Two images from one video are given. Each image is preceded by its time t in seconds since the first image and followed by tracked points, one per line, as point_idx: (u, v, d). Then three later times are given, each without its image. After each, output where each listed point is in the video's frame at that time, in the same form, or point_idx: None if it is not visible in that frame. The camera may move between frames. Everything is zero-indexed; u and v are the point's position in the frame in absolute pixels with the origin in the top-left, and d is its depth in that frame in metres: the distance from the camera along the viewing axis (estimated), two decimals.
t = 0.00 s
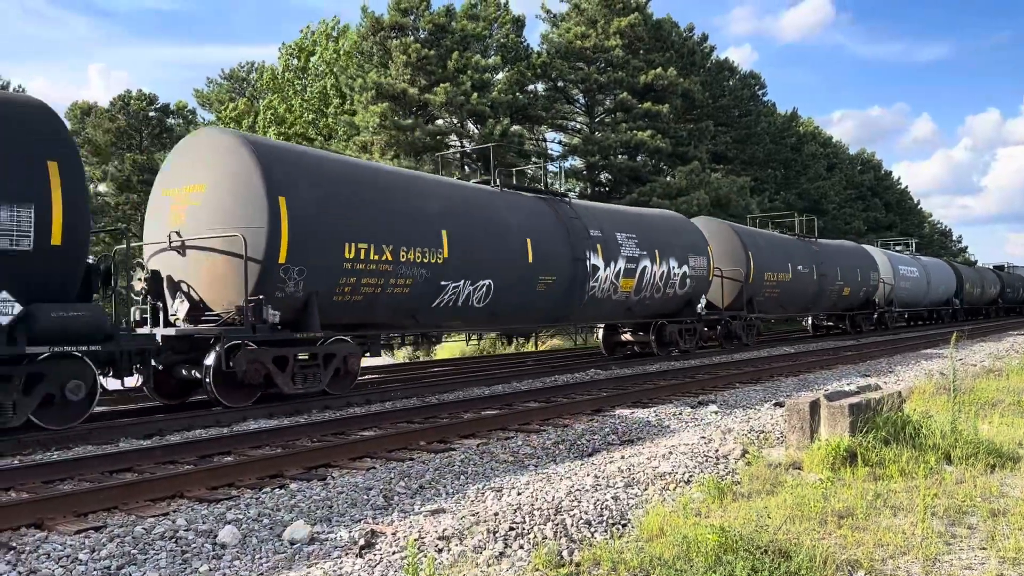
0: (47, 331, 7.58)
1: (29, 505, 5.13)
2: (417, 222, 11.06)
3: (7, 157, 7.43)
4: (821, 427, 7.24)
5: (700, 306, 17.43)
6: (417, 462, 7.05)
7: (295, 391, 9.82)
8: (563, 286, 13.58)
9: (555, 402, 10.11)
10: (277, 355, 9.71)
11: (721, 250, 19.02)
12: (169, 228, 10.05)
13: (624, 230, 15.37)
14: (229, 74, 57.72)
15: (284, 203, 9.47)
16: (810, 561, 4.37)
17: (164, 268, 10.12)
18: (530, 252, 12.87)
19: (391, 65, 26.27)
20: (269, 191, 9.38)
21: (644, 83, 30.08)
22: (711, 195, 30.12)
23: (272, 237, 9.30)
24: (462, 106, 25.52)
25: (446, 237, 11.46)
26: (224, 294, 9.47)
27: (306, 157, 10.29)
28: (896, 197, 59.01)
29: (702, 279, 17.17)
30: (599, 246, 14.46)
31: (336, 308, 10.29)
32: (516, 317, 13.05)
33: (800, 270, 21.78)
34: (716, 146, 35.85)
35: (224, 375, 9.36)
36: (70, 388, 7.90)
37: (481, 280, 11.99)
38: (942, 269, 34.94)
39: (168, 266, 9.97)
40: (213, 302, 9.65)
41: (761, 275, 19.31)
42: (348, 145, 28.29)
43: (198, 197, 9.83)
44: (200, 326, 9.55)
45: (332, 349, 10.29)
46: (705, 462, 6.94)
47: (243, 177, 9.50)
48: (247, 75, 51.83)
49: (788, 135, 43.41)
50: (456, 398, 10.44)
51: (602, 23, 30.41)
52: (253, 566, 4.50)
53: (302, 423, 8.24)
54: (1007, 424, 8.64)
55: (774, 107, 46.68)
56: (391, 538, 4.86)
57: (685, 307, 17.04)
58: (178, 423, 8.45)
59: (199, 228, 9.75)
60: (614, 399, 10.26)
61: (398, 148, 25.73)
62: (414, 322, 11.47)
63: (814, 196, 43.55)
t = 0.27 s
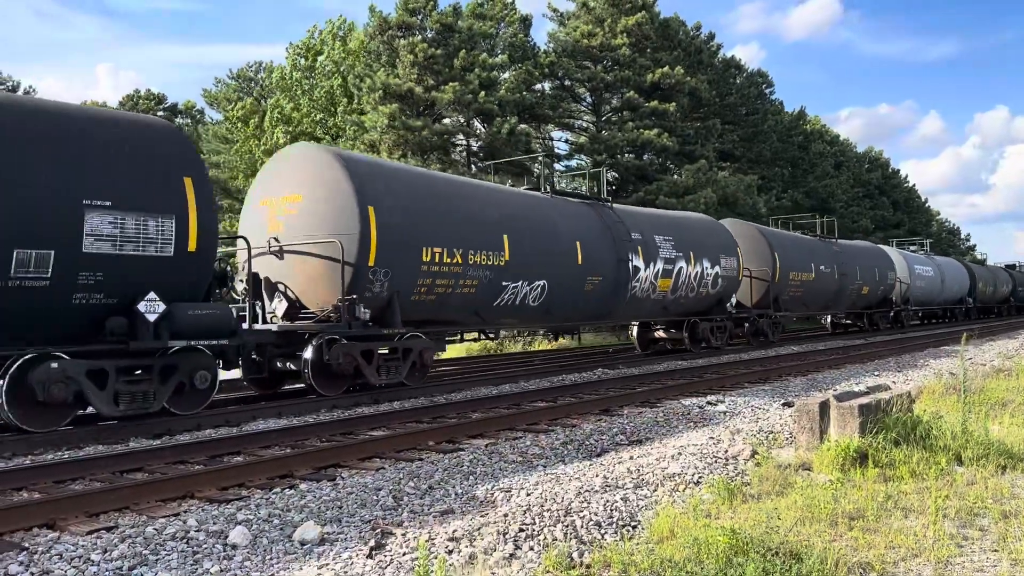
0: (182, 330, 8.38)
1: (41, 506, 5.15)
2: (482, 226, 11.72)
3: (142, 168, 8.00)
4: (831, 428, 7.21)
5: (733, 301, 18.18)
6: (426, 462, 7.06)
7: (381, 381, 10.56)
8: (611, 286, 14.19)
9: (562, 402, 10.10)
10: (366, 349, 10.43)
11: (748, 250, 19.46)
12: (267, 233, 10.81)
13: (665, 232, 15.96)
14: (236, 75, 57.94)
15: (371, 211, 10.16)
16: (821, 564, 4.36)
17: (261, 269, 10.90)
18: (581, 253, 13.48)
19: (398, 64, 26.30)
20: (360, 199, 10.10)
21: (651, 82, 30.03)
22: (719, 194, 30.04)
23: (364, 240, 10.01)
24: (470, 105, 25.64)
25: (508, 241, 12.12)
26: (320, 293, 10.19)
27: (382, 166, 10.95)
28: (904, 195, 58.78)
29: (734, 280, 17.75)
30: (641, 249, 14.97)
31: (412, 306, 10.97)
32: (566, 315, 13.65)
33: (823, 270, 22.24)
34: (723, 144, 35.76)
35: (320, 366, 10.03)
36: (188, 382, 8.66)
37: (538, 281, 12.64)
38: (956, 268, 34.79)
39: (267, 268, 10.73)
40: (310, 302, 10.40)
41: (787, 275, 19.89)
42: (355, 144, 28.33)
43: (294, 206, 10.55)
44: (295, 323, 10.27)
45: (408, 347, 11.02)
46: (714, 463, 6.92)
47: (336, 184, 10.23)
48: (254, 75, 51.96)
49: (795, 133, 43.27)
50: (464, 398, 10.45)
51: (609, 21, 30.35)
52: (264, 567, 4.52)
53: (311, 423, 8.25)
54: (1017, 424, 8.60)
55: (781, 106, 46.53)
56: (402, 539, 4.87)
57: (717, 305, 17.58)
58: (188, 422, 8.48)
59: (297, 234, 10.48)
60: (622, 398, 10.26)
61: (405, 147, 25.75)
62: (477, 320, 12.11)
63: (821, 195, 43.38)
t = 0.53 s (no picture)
0: (287, 324, 9.57)
1: (49, 502, 5.22)
2: (532, 231, 12.83)
3: (256, 183, 9.18)
4: (832, 426, 7.26)
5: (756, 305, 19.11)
6: (429, 460, 7.12)
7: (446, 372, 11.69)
8: (645, 286, 15.28)
9: (565, 401, 10.15)
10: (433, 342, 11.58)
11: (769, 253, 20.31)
12: (343, 239, 12.00)
13: (693, 235, 17.00)
14: (238, 73, 58.04)
15: (441, 218, 11.35)
16: (821, 560, 4.41)
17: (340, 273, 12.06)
18: (620, 255, 14.61)
19: (400, 63, 26.33)
20: (429, 207, 11.26)
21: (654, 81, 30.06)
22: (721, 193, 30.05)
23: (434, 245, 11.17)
24: (473, 104, 25.64)
25: (555, 243, 13.23)
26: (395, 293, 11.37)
27: (446, 177, 12.13)
28: (907, 194, 58.74)
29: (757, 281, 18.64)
30: (672, 251, 16.03)
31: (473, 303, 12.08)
32: (605, 313, 14.73)
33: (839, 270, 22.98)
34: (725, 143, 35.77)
35: (393, 359, 11.21)
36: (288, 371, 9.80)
37: (583, 281, 13.76)
38: (963, 268, 34.82)
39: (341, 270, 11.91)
40: (383, 300, 11.58)
41: (804, 275, 20.77)
42: (358, 143, 28.36)
43: (369, 213, 11.74)
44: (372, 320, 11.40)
45: (470, 341, 12.10)
46: (715, 461, 6.97)
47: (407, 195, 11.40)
48: (257, 73, 52.00)
49: (798, 132, 43.27)
50: (467, 396, 10.51)
51: (612, 20, 30.35)
52: (271, 562, 4.57)
53: (315, 421, 8.32)
54: (1017, 423, 8.64)
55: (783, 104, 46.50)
56: (406, 535, 4.93)
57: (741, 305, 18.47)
58: (193, 420, 8.55)
59: (371, 238, 11.66)
60: (624, 397, 10.31)
61: (408, 147, 25.78)
62: (528, 316, 13.21)
63: (824, 194, 43.40)
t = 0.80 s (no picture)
0: (377, 316, 10.64)
1: (51, 495, 5.27)
2: (578, 232, 13.68)
3: (351, 192, 10.19)
4: (827, 422, 7.31)
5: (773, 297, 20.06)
6: (428, 454, 7.18)
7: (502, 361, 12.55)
8: (677, 282, 16.14)
9: (563, 396, 10.22)
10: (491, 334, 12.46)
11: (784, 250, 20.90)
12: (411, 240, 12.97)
13: (720, 233, 17.83)
14: (237, 67, 57.99)
15: (501, 221, 12.22)
16: (814, 553, 4.47)
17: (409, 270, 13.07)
18: (655, 254, 15.43)
19: (400, 58, 26.31)
20: (492, 211, 12.16)
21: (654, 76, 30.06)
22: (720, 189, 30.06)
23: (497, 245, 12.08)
24: (473, 100, 25.63)
25: (598, 243, 14.05)
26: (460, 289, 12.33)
27: (500, 182, 12.95)
28: (906, 190, 58.75)
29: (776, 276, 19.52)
30: (701, 249, 16.79)
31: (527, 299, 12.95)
32: (642, 308, 15.61)
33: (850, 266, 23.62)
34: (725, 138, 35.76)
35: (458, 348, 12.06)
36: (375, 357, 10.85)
37: (623, 278, 14.60)
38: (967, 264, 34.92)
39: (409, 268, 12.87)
40: (449, 296, 12.53)
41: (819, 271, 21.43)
42: (357, 138, 28.36)
43: (436, 217, 12.70)
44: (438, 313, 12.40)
45: (523, 332, 13.03)
46: (711, 456, 7.02)
47: (471, 199, 12.33)
48: (257, 68, 51.93)
49: (798, 127, 43.26)
50: (466, 391, 10.57)
51: (612, 15, 30.29)
52: (270, 555, 4.63)
53: (314, 416, 8.37)
54: (1012, 419, 8.69)
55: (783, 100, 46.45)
56: (404, 529, 4.99)
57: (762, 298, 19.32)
58: (194, 414, 8.61)
59: (437, 240, 12.61)
60: (622, 392, 10.37)
61: (408, 143, 25.78)
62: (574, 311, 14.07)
63: (824, 189, 43.42)
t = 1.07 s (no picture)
0: (432, 311, 11.35)
1: (45, 489, 5.27)
2: (607, 231, 14.35)
3: (411, 195, 11.00)
4: (822, 417, 7.32)
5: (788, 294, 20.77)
6: (423, 449, 7.19)
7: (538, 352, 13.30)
8: (698, 279, 16.81)
9: (560, 391, 10.23)
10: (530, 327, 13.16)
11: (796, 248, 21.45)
12: (454, 238, 13.71)
13: (738, 232, 18.45)
14: (233, 62, 57.76)
15: (538, 221, 12.91)
16: (807, 547, 4.48)
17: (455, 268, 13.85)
18: (678, 251, 16.10)
19: (398, 53, 26.24)
20: (530, 212, 12.86)
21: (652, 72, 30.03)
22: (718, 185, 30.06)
23: (532, 246, 12.75)
24: (471, 96, 25.56)
25: (626, 242, 14.72)
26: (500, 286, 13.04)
27: (535, 185, 13.60)
28: (904, 187, 58.80)
29: (789, 273, 20.13)
30: (719, 247, 17.44)
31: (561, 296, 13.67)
32: (665, 302, 16.25)
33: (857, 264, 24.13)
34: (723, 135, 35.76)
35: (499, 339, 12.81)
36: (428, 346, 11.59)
37: (648, 275, 15.26)
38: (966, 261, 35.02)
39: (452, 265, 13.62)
40: (489, 292, 13.25)
41: (828, 269, 21.97)
42: (355, 134, 28.31)
43: (477, 217, 13.42)
44: (479, 308, 13.14)
45: (558, 325, 13.77)
46: (706, 451, 7.03)
47: (507, 204, 13.03)
48: (254, 62, 51.71)
49: (796, 124, 43.25)
50: (462, 387, 10.57)
51: (610, 11, 30.23)
52: (265, 549, 4.63)
53: (310, 410, 8.37)
54: (1006, 415, 8.72)
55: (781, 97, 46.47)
56: (399, 522, 4.99)
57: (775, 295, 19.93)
58: (190, 408, 8.61)
59: (479, 239, 13.34)
60: (619, 388, 10.39)
61: (406, 139, 25.74)
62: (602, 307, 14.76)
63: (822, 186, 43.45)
